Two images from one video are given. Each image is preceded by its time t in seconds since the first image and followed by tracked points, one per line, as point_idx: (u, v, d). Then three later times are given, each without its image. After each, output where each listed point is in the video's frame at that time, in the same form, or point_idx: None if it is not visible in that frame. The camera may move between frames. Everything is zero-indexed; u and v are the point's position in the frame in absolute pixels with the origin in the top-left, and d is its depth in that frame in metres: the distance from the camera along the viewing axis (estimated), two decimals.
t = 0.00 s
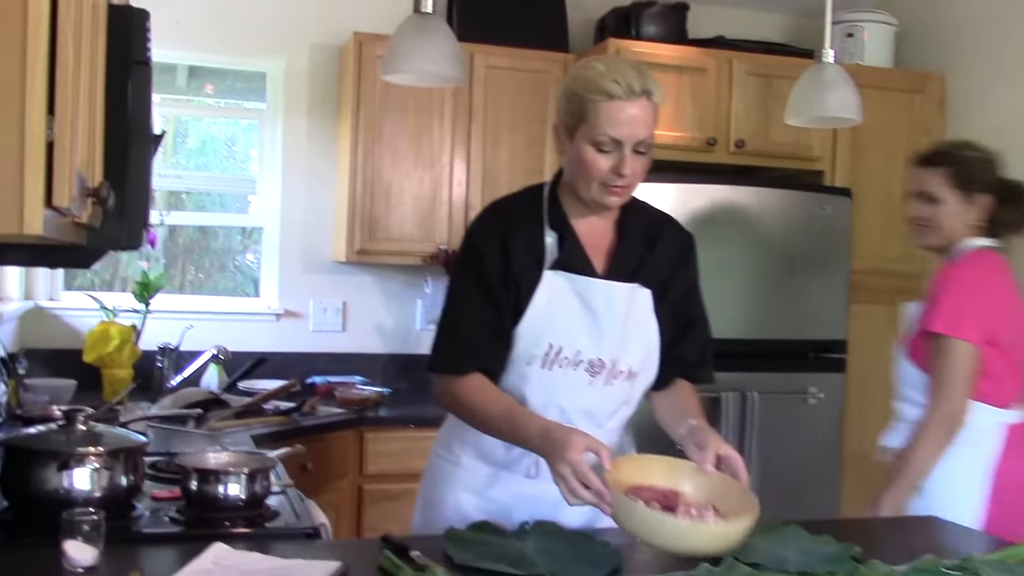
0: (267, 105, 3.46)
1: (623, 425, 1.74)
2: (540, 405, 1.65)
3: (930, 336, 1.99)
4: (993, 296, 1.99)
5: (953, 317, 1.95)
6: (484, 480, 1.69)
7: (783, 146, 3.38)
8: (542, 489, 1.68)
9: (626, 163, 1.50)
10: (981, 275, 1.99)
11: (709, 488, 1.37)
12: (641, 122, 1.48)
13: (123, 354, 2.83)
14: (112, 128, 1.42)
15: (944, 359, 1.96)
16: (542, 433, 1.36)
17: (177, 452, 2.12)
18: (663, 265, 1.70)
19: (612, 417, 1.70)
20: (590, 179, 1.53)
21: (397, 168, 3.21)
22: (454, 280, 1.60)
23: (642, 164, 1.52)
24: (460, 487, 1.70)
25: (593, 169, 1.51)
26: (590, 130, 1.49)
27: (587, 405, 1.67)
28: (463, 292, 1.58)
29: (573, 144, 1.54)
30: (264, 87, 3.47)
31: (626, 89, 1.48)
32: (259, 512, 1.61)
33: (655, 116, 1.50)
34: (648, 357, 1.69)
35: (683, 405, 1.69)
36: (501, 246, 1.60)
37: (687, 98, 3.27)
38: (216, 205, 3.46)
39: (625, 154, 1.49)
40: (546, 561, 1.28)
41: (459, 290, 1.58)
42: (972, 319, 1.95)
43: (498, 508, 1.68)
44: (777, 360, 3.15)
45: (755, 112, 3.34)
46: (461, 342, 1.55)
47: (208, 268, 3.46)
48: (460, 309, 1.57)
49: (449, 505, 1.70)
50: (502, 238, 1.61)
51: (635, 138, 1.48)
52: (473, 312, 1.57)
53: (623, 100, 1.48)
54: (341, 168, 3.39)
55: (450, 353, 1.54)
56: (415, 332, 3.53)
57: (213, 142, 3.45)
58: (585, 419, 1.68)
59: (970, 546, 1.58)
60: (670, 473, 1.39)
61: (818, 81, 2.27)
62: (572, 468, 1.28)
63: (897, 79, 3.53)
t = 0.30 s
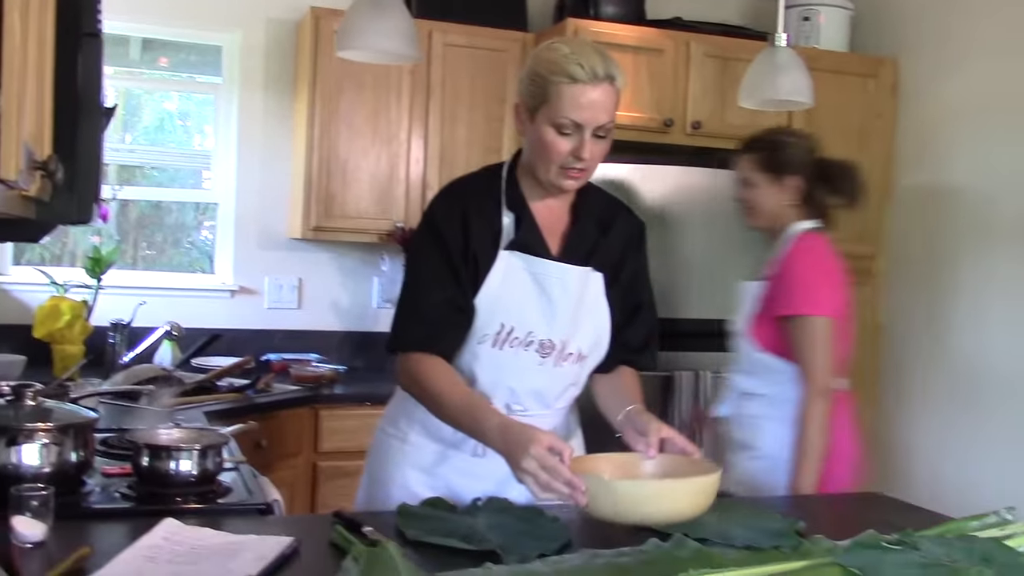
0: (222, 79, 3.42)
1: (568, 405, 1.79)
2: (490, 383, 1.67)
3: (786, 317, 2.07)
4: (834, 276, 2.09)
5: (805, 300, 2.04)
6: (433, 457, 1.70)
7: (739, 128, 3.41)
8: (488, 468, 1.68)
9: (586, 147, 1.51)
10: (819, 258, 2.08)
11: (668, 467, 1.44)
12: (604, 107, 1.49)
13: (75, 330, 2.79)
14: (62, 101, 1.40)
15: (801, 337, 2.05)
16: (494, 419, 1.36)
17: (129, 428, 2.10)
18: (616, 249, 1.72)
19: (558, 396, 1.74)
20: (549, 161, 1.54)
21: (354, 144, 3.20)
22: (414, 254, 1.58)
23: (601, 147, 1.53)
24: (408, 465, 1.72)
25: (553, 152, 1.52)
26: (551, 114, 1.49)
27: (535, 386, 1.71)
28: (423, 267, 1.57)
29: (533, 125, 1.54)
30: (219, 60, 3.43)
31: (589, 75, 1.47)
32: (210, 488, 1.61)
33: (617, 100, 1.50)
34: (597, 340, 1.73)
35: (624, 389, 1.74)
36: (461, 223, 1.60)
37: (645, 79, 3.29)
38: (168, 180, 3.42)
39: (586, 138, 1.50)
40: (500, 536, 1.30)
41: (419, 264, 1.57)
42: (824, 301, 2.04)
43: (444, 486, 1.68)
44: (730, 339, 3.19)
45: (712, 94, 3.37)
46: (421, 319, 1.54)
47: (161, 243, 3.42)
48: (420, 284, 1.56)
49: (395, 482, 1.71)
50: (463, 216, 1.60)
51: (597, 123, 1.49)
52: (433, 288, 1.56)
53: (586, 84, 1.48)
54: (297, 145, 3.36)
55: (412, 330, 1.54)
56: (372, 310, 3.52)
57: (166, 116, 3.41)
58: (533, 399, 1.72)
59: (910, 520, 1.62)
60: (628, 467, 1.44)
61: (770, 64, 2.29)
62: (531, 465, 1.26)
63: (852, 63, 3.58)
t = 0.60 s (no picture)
0: (184, 68, 3.39)
1: (527, 398, 1.82)
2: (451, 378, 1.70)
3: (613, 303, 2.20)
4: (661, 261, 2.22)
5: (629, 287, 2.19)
6: (392, 447, 1.71)
7: (704, 123, 3.43)
8: (448, 461, 1.69)
9: (548, 152, 1.50)
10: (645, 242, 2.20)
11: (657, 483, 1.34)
12: (570, 114, 1.47)
13: (33, 320, 2.76)
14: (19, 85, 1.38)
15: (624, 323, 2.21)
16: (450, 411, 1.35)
17: (87, 419, 2.08)
18: (581, 247, 1.72)
19: (518, 390, 1.77)
20: (512, 162, 1.53)
21: (318, 135, 3.18)
22: (392, 238, 1.53)
23: (564, 151, 1.52)
24: (366, 455, 1.71)
25: (516, 154, 1.51)
26: (515, 117, 1.48)
27: (495, 381, 1.73)
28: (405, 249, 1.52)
29: (498, 124, 1.53)
30: (182, 49, 3.40)
31: (555, 81, 1.45)
32: (169, 478, 1.60)
33: (582, 107, 1.48)
34: (559, 337, 1.75)
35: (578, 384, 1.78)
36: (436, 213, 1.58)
37: (610, 73, 3.30)
38: (128, 170, 3.39)
39: (549, 144, 1.49)
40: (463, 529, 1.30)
41: (401, 244, 1.52)
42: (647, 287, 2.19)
43: (403, 476, 1.70)
44: (692, 333, 3.21)
45: (676, 88, 3.38)
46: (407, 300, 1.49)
47: (120, 233, 3.38)
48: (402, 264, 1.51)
49: (354, 472, 1.71)
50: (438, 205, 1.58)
51: (561, 130, 1.48)
52: (415, 273, 1.51)
53: (551, 90, 1.45)
54: (260, 135, 3.34)
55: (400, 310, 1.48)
56: (336, 301, 3.51)
57: (127, 105, 3.38)
58: (493, 393, 1.75)
59: (867, 510, 1.65)
60: (613, 481, 1.34)
61: (731, 59, 2.31)
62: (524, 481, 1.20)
63: (815, 60, 3.61)
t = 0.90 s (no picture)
0: (176, 62, 3.39)
1: (519, 394, 1.84)
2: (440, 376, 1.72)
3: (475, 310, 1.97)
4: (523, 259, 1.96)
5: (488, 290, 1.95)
6: (382, 444, 1.71)
7: (696, 120, 3.43)
8: (437, 460, 1.67)
9: (529, 151, 1.50)
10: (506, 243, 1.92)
11: (658, 507, 1.29)
12: (552, 115, 1.47)
13: (23, 314, 2.75)
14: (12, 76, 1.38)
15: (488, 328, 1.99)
16: (429, 406, 1.36)
17: (77, 412, 2.08)
18: (572, 244, 1.72)
19: (508, 387, 1.80)
20: (495, 160, 1.54)
21: (311, 129, 3.18)
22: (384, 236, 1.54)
23: (547, 151, 1.53)
24: (356, 450, 1.72)
25: (499, 152, 1.53)
26: (497, 117, 1.48)
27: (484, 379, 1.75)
28: (393, 250, 1.53)
29: (482, 121, 1.54)
30: (175, 42, 3.40)
31: (536, 81, 1.45)
32: (159, 471, 1.60)
33: (564, 108, 1.47)
34: (551, 336, 1.76)
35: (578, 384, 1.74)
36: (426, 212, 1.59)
37: (602, 70, 3.30)
38: (118, 163, 3.38)
39: (529, 143, 1.49)
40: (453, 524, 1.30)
41: (390, 247, 1.53)
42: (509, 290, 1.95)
43: (391, 471, 1.70)
44: (683, 329, 3.22)
45: (669, 86, 3.39)
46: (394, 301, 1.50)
47: (110, 225, 3.38)
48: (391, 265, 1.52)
49: (343, 467, 1.72)
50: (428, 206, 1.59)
51: (542, 130, 1.48)
52: (405, 274, 1.52)
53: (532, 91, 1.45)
54: (252, 129, 3.34)
55: (386, 312, 1.48)
56: (328, 296, 3.51)
57: (119, 98, 3.37)
58: (481, 391, 1.77)
59: (856, 506, 1.66)
60: (613, 502, 1.30)
61: (722, 56, 2.31)
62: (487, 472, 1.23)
63: (808, 58, 3.62)
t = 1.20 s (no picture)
0: (181, 58, 3.40)
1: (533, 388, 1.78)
2: (445, 365, 1.69)
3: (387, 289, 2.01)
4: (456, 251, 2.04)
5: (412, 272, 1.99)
6: (391, 440, 1.69)
7: (701, 117, 3.43)
8: (444, 446, 1.68)
9: (514, 132, 1.51)
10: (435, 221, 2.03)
11: (663, 503, 1.29)
12: (533, 93, 1.48)
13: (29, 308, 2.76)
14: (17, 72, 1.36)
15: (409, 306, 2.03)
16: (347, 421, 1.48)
17: (82, 406, 2.08)
18: (576, 230, 1.73)
19: (520, 377, 1.73)
20: (483, 145, 1.55)
21: (316, 125, 3.18)
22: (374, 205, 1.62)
23: (533, 133, 1.53)
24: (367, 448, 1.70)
25: (485, 136, 1.54)
26: (480, 98, 1.50)
27: (491, 367, 1.70)
28: (354, 246, 1.62)
29: (468, 108, 1.55)
30: (180, 38, 3.41)
31: (514, 60, 1.48)
32: (164, 465, 1.60)
33: (546, 87, 1.49)
34: (556, 323, 1.74)
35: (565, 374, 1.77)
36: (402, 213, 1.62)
37: (607, 66, 3.30)
38: (122, 159, 3.39)
39: (514, 124, 1.50)
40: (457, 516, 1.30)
41: (352, 242, 1.62)
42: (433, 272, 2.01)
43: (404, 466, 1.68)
44: (686, 326, 3.21)
45: (674, 82, 3.39)
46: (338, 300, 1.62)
47: (113, 220, 3.38)
48: (346, 263, 1.61)
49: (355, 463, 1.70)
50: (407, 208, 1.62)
51: (525, 109, 1.49)
52: (370, 252, 1.62)
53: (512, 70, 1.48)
54: (257, 125, 3.34)
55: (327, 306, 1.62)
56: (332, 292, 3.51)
57: (124, 94, 3.38)
58: (491, 381, 1.71)
59: (859, 502, 1.66)
60: (619, 497, 1.30)
61: (728, 52, 2.31)
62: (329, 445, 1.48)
63: (812, 55, 3.61)
